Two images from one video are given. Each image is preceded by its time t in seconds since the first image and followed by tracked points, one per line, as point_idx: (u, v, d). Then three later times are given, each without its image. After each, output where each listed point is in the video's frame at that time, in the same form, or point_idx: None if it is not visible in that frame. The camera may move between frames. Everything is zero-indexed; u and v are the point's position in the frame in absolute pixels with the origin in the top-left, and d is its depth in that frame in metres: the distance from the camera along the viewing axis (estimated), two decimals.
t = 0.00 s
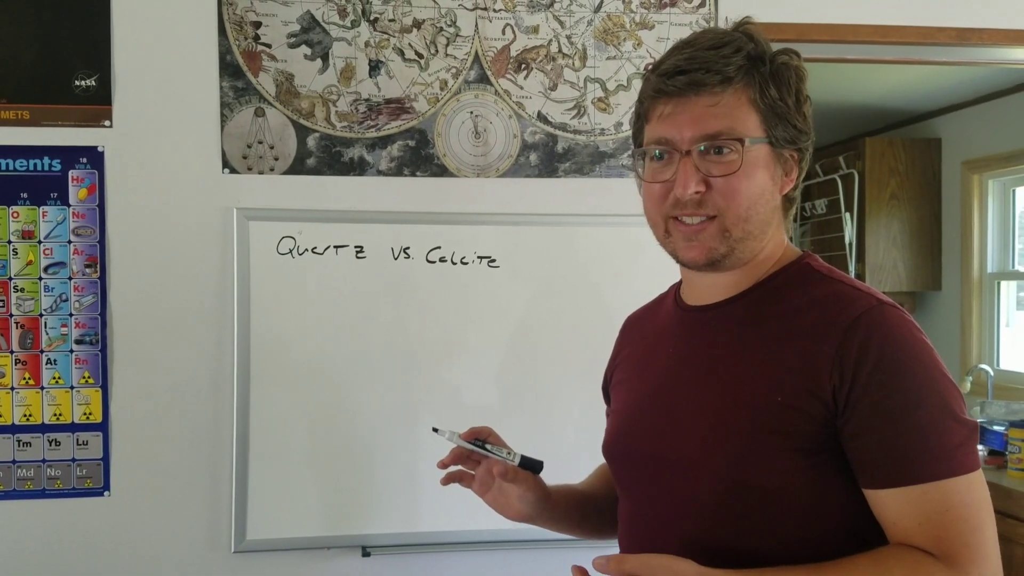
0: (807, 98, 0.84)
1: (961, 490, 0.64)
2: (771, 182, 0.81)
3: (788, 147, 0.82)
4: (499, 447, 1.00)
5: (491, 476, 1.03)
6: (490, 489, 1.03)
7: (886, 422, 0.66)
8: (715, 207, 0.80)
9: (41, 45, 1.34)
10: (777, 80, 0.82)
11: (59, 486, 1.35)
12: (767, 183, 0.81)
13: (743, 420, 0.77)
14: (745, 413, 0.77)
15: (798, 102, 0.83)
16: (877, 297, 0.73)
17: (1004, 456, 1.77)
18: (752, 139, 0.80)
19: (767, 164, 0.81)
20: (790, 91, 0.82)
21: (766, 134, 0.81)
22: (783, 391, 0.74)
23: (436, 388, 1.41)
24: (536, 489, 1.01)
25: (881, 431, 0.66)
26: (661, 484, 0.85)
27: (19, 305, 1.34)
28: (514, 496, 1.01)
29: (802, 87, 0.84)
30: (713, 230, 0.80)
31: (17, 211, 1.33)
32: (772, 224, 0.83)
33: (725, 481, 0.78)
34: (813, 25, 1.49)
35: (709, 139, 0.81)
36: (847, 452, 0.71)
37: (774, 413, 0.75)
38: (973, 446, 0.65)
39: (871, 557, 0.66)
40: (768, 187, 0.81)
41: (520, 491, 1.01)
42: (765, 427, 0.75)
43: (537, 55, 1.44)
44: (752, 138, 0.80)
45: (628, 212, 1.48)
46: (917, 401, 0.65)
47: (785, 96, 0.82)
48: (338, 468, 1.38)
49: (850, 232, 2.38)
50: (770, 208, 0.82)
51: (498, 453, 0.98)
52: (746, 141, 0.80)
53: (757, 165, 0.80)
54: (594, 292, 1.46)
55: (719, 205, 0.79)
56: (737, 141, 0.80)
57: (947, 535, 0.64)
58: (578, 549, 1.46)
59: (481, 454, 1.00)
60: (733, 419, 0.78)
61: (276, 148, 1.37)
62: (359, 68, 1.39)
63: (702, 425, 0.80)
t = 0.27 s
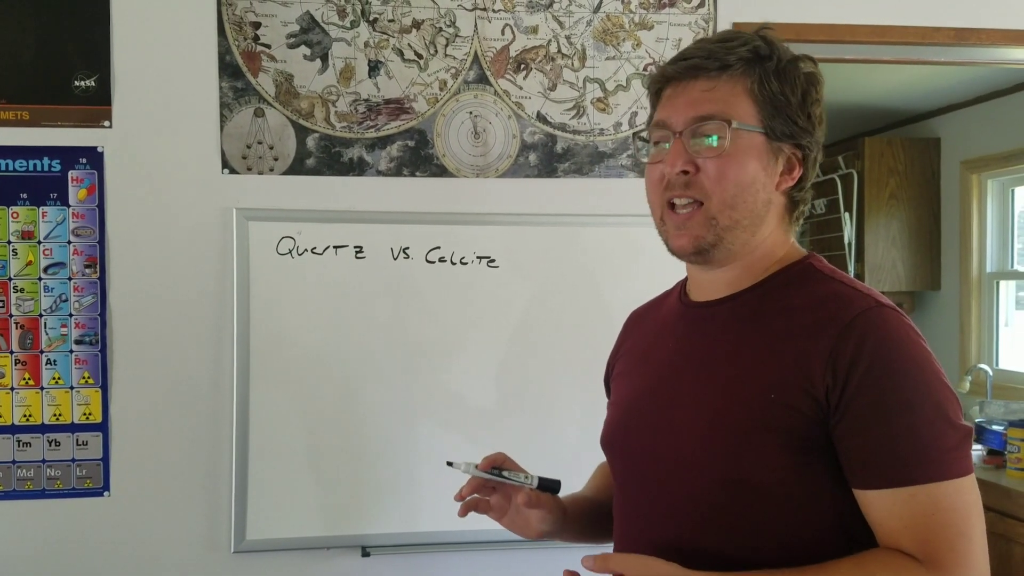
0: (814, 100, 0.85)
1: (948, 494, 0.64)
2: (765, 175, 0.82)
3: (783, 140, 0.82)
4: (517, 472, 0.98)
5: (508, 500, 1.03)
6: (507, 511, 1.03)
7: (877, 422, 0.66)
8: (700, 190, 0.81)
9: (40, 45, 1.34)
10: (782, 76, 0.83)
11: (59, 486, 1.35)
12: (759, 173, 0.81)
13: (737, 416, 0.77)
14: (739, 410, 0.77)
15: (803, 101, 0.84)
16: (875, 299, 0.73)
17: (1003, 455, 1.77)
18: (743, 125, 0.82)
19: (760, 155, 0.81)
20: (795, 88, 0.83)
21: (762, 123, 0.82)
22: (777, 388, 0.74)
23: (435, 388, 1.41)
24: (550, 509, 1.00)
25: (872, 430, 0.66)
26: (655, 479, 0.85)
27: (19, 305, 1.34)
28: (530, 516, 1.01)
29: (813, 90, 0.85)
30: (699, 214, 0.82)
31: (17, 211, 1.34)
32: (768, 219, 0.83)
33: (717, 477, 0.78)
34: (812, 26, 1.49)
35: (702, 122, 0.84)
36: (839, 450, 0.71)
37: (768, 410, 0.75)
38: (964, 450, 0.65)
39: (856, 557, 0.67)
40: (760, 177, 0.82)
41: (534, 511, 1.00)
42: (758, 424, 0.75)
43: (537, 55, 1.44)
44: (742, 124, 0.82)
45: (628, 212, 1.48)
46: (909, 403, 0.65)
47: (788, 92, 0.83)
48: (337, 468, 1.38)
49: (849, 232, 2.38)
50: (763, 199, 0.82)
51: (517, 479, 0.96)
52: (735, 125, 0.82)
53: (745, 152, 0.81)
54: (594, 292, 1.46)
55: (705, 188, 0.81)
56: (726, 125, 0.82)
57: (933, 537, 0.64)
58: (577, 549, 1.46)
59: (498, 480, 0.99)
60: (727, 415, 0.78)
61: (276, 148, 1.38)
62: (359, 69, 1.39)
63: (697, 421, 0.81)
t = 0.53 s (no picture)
0: (822, 96, 0.85)
1: (938, 493, 0.64)
2: (766, 163, 0.82)
3: (782, 129, 0.82)
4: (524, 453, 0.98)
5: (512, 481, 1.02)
6: (510, 494, 1.02)
7: (872, 417, 0.66)
8: (697, 174, 0.82)
9: (38, 45, 1.34)
10: (789, 70, 0.84)
11: (57, 487, 1.35)
12: (758, 160, 0.82)
13: (736, 408, 0.77)
14: (738, 401, 0.77)
15: (810, 96, 0.84)
16: (877, 297, 0.73)
17: (1001, 454, 1.77)
18: (742, 112, 0.83)
19: (761, 143, 0.82)
20: (801, 82, 0.83)
21: (764, 113, 0.83)
22: (776, 380, 0.74)
23: (434, 387, 1.41)
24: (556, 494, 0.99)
25: (867, 425, 0.66)
26: (652, 471, 0.85)
27: (17, 305, 1.34)
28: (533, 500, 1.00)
29: (823, 87, 0.85)
30: (696, 197, 0.83)
31: (15, 211, 1.33)
32: (770, 210, 0.83)
33: (713, 469, 0.78)
34: (810, 25, 1.49)
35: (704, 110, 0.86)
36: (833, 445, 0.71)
37: (766, 403, 0.75)
38: (957, 449, 0.65)
39: (844, 552, 0.67)
40: (759, 165, 0.82)
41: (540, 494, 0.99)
42: (756, 417, 0.75)
43: (535, 55, 1.44)
44: (741, 111, 0.83)
45: (626, 212, 1.48)
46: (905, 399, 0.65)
47: (792, 84, 0.83)
48: (335, 468, 1.38)
49: (847, 230, 2.39)
50: (763, 188, 0.82)
51: (524, 461, 0.96)
52: (735, 111, 0.83)
53: (743, 138, 0.82)
54: (592, 291, 1.46)
55: (703, 172, 0.82)
56: (725, 111, 0.83)
57: (919, 535, 0.64)
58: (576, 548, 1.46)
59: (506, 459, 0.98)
60: (725, 407, 0.78)
61: (274, 148, 1.38)
62: (357, 68, 1.39)
63: (696, 413, 0.81)
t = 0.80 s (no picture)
0: (823, 95, 0.84)
1: (936, 492, 0.64)
2: (766, 162, 0.82)
3: (781, 129, 0.82)
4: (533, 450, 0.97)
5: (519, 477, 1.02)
6: (517, 491, 1.02)
7: (873, 415, 0.66)
8: (698, 174, 0.83)
9: (34, 46, 1.33)
10: (787, 69, 0.83)
11: (55, 488, 1.34)
12: (758, 159, 0.81)
13: (737, 405, 0.77)
14: (739, 399, 0.77)
15: (810, 94, 0.83)
16: (879, 296, 0.73)
17: (1000, 453, 1.77)
18: (740, 112, 0.83)
19: (761, 142, 0.82)
20: (801, 81, 0.83)
21: (762, 112, 0.83)
22: (777, 378, 0.74)
23: (432, 387, 1.41)
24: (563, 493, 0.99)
25: (867, 424, 0.66)
26: (651, 468, 0.85)
27: (14, 307, 1.34)
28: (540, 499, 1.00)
29: (824, 86, 0.84)
30: (697, 197, 0.83)
31: (11, 212, 1.33)
32: (771, 209, 0.83)
33: (712, 467, 0.78)
34: (807, 24, 1.49)
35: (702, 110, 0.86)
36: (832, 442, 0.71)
37: (767, 401, 0.75)
38: (956, 449, 0.65)
39: (839, 548, 0.67)
40: (760, 163, 0.81)
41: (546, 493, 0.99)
42: (756, 414, 0.75)
43: (532, 54, 1.44)
44: (739, 111, 0.83)
45: (624, 211, 1.48)
46: (905, 398, 0.65)
47: (791, 83, 0.82)
48: (333, 469, 1.38)
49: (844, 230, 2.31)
50: (765, 186, 0.82)
51: (533, 458, 0.95)
52: (733, 111, 0.83)
53: (742, 138, 0.82)
54: (589, 291, 1.46)
55: (703, 172, 0.82)
56: (722, 111, 0.83)
57: (915, 533, 0.64)
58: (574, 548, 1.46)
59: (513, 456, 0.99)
60: (726, 404, 0.78)
61: (271, 148, 1.37)
62: (354, 68, 1.39)
63: (696, 411, 0.81)
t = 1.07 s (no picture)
0: (815, 90, 0.83)
1: (925, 490, 0.64)
2: (761, 163, 0.81)
3: (774, 128, 0.82)
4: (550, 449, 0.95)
5: (531, 475, 1.01)
6: (526, 489, 1.01)
7: (865, 413, 0.66)
8: (694, 180, 0.83)
9: (29, 46, 1.33)
10: (777, 67, 0.83)
11: (51, 489, 1.34)
12: (753, 161, 0.81)
13: (733, 403, 0.77)
14: (735, 397, 0.77)
15: (802, 91, 0.83)
16: (875, 295, 0.73)
17: (996, 451, 1.77)
18: (730, 115, 0.83)
19: (754, 143, 0.81)
20: (792, 78, 0.82)
21: (753, 114, 0.82)
22: (772, 376, 0.74)
23: (429, 387, 1.41)
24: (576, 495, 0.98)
25: (859, 422, 0.66)
26: (648, 466, 0.85)
27: (9, 307, 1.33)
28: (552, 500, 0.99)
29: (816, 81, 0.84)
30: (694, 203, 0.83)
31: (7, 212, 1.33)
32: (769, 209, 0.83)
33: (708, 464, 0.78)
34: (803, 23, 1.49)
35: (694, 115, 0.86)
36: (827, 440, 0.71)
37: (763, 399, 0.75)
38: (949, 448, 0.65)
39: (828, 543, 0.67)
40: (755, 165, 0.81)
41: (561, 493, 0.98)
42: (752, 412, 0.75)
43: (528, 54, 1.43)
44: (730, 114, 0.83)
45: (620, 211, 1.47)
46: (898, 397, 0.65)
47: (781, 81, 0.82)
48: (329, 469, 1.38)
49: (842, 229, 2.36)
50: (761, 188, 0.82)
51: (552, 458, 0.93)
52: (724, 114, 0.83)
53: (736, 141, 0.82)
54: (586, 291, 1.46)
55: (699, 177, 0.82)
56: (713, 115, 0.83)
57: (903, 530, 0.64)
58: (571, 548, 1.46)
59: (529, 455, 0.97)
60: (723, 402, 0.78)
61: (267, 148, 1.37)
62: (349, 68, 1.39)
63: (693, 408, 0.81)
